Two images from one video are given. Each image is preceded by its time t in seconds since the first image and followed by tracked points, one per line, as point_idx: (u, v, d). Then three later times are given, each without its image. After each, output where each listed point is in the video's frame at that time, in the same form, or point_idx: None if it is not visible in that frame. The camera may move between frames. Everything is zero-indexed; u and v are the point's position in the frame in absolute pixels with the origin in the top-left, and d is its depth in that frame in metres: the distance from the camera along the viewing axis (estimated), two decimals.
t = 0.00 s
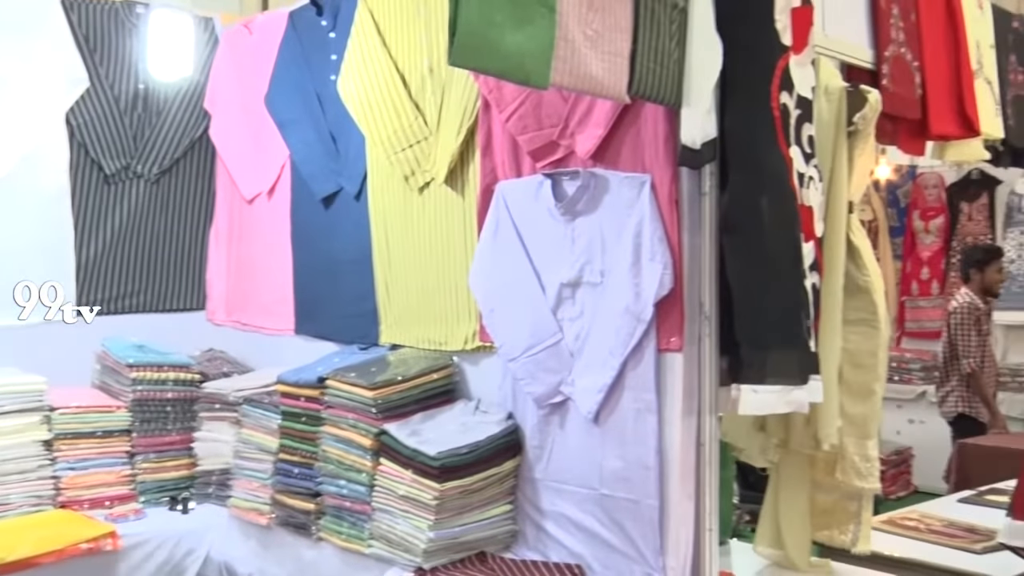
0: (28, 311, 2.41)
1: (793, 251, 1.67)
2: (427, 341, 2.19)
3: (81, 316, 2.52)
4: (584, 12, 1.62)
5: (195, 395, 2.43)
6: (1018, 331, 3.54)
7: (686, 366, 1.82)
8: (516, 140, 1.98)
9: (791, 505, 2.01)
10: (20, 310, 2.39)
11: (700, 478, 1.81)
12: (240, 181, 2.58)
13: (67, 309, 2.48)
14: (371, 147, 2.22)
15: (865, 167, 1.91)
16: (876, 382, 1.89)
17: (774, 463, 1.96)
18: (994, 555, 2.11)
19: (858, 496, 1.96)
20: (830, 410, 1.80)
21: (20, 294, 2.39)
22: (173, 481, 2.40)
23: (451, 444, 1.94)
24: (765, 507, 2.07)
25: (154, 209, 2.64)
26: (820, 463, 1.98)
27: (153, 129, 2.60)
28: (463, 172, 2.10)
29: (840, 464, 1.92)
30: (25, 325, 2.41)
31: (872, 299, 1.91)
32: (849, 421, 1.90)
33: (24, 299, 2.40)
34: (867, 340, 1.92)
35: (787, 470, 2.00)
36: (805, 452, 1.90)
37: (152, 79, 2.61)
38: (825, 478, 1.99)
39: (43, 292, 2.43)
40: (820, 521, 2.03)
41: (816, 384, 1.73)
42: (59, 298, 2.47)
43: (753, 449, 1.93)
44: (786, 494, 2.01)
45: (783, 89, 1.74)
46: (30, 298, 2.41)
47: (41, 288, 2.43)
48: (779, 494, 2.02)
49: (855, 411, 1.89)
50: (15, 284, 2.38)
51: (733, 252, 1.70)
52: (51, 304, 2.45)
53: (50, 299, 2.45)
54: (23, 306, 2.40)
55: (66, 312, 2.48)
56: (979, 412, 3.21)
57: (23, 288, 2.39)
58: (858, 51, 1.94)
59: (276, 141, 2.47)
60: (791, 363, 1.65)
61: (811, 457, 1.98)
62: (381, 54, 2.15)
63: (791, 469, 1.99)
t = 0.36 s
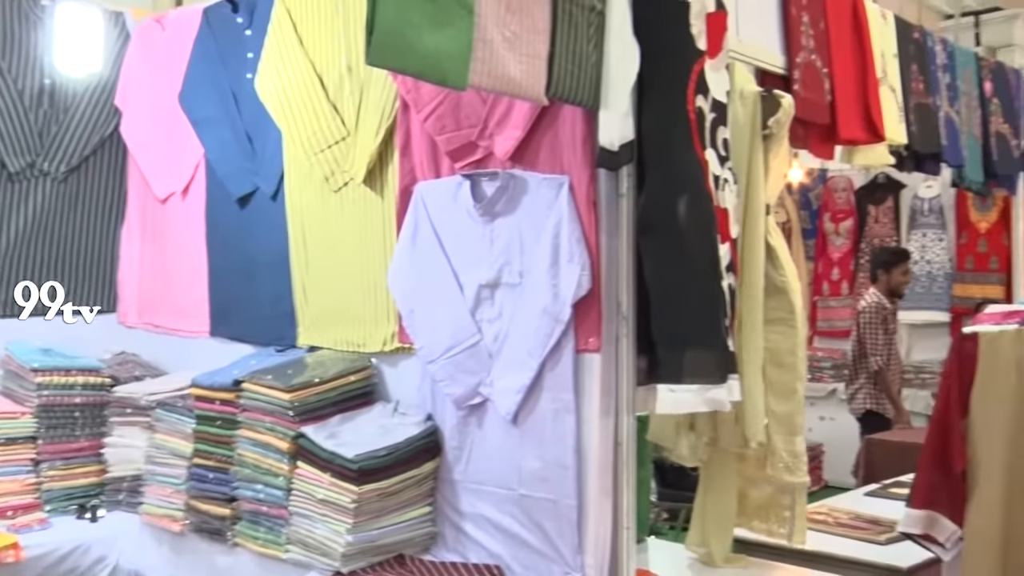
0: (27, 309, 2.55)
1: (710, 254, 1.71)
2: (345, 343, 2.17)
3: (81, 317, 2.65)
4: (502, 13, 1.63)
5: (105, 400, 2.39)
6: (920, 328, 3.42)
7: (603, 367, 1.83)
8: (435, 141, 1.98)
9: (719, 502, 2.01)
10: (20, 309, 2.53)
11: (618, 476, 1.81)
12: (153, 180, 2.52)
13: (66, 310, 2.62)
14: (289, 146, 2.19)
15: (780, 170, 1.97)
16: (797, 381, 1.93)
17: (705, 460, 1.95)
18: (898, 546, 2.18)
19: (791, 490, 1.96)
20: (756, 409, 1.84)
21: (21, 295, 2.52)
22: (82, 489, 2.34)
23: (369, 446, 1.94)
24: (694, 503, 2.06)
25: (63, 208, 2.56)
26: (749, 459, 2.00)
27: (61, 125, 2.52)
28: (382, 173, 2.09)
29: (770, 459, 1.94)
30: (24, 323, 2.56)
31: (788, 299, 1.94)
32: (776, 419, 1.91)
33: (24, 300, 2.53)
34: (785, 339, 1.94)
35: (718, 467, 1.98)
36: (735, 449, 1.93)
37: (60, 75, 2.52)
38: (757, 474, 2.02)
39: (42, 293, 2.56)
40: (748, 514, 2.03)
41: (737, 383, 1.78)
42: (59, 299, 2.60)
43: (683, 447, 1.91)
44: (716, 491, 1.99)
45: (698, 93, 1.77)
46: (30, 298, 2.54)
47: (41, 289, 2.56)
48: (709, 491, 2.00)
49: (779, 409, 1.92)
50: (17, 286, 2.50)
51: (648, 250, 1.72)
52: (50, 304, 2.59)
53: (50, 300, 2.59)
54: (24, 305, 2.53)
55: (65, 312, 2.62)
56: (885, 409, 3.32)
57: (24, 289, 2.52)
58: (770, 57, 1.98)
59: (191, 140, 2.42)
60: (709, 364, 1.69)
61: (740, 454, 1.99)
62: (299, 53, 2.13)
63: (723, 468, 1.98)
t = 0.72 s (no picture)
0: (32, 309, 2.58)
1: (625, 254, 1.73)
2: (260, 345, 2.14)
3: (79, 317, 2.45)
4: (419, 14, 1.62)
5: (7, 407, 2.38)
6: (829, 329, 4.01)
7: (520, 368, 1.82)
8: (351, 141, 1.96)
9: (631, 501, 2.01)
10: (22, 309, 2.59)
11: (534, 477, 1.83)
12: (59, 179, 2.45)
13: (64, 309, 2.49)
14: (201, 144, 2.14)
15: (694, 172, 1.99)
16: (710, 381, 1.96)
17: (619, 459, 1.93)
18: (806, 539, 2.24)
19: (701, 489, 1.97)
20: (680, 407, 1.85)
21: (21, 296, 2.58)
22: None
23: (285, 449, 1.92)
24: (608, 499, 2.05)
25: None
26: (661, 457, 2.00)
27: None
28: (297, 172, 2.06)
29: (683, 458, 1.99)
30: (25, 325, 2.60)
31: (702, 300, 1.96)
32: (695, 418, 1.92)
33: (24, 300, 2.58)
34: (698, 340, 1.96)
35: (630, 469, 1.97)
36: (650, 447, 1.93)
37: None
38: (668, 473, 2.01)
39: (41, 292, 2.53)
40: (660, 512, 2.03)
41: (648, 383, 1.79)
42: (58, 299, 2.50)
43: (599, 448, 1.88)
44: (628, 490, 1.99)
45: (614, 96, 1.78)
46: (30, 297, 2.57)
47: (40, 289, 2.53)
48: (621, 490, 2.00)
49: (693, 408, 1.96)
50: (15, 286, 2.58)
51: (566, 254, 1.75)
52: (48, 304, 2.53)
53: (51, 299, 2.51)
54: (25, 305, 2.59)
55: (63, 310, 2.49)
56: (795, 405, 3.48)
57: (22, 289, 2.58)
58: (684, 61, 2.01)
59: (99, 138, 2.35)
60: (623, 365, 1.72)
61: (651, 453, 1.99)
62: (211, 50, 2.08)
63: (635, 467, 1.97)
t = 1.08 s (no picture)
0: (32, 310, 2.28)
1: (544, 253, 1.74)
2: (173, 347, 2.10)
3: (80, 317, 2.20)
4: (335, 12, 1.59)
5: None
6: (745, 329, 4.13)
7: (439, 369, 1.81)
8: (268, 139, 1.93)
9: (544, 502, 2.06)
10: (22, 310, 2.29)
11: (454, 478, 1.82)
12: None
13: (65, 311, 2.23)
14: (112, 142, 2.09)
15: (610, 173, 2.02)
16: (620, 380, 2.02)
17: (531, 459, 1.99)
18: (720, 536, 2.29)
19: (607, 489, 2.04)
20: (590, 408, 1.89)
21: (20, 294, 2.29)
22: None
23: (199, 453, 1.88)
24: (522, 502, 2.12)
25: None
26: (571, 458, 2.04)
27: None
28: (212, 172, 2.02)
29: (590, 458, 2.01)
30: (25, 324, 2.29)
31: (614, 299, 2.01)
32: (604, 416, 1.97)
33: (23, 299, 2.29)
34: (609, 340, 2.01)
35: (541, 470, 2.04)
36: (559, 446, 2.00)
37: None
38: (579, 473, 2.06)
39: (41, 292, 2.25)
40: (571, 513, 2.09)
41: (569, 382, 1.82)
42: (57, 299, 2.23)
43: (511, 447, 1.96)
44: (541, 490, 2.05)
45: (532, 97, 1.79)
46: (30, 298, 2.28)
47: (39, 289, 2.25)
48: (534, 490, 2.07)
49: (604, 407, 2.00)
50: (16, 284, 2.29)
51: (486, 252, 1.74)
52: (50, 305, 2.25)
53: (50, 299, 2.24)
54: (25, 306, 2.29)
55: (64, 311, 2.22)
56: (711, 404, 3.55)
57: (23, 289, 2.28)
58: (601, 64, 2.03)
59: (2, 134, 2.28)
60: (539, 363, 1.72)
61: (562, 454, 2.04)
62: (122, 45, 2.02)
63: (545, 469, 2.04)
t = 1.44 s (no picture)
0: (31, 310, 2.18)
1: (499, 253, 1.74)
2: (124, 348, 2.07)
3: (80, 316, 2.11)
4: (288, 10, 1.58)
5: None
6: (699, 329, 4.17)
7: (395, 370, 1.78)
8: (220, 138, 1.91)
9: (502, 502, 2.05)
10: (21, 310, 2.18)
11: (410, 478, 1.80)
12: None
13: (67, 311, 2.13)
14: (60, 140, 2.06)
15: (565, 174, 2.03)
16: (578, 380, 1.99)
17: (487, 460, 1.98)
18: (676, 534, 2.31)
19: (567, 489, 2.02)
20: (536, 411, 1.88)
21: (20, 294, 2.17)
22: None
23: (151, 456, 1.86)
24: (479, 504, 2.10)
25: None
26: (529, 458, 2.05)
27: None
28: (163, 171, 1.99)
29: (549, 458, 2.00)
30: (25, 325, 2.18)
31: (570, 299, 2.02)
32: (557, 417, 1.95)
33: (23, 299, 2.17)
34: (567, 339, 2.01)
35: (498, 468, 2.02)
36: (515, 449, 1.99)
37: None
38: (536, 474, 2.06)
39: (41, 292, 2.15)
40: (529, 514, 2.08)
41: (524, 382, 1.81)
42: (58, 299, 2.13)
43: (466, 448, 1.94)
44: (498, 490, 2.04)
45: (486, 97, 1.79)
46: (31, 298, 2.17)
47: (39, 288, 2.14)
48: (491, 490, 2.05)
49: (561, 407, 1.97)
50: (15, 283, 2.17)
51: (440, 253, 1.74)
52: (50, 305, 2.14)
53: (50, 300, 2.14)
54: (25, 306, 2.18)
55: (64, 311, 2.13)
56: (667, 403, 3.57)
57: (23, 288, 2.17)
58: (556, 64, 2.04)
59: None
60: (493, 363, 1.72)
61: (520, 454, 2.03)
62: (69, 41, 1.99)
63: (502, 468, 2.02)
